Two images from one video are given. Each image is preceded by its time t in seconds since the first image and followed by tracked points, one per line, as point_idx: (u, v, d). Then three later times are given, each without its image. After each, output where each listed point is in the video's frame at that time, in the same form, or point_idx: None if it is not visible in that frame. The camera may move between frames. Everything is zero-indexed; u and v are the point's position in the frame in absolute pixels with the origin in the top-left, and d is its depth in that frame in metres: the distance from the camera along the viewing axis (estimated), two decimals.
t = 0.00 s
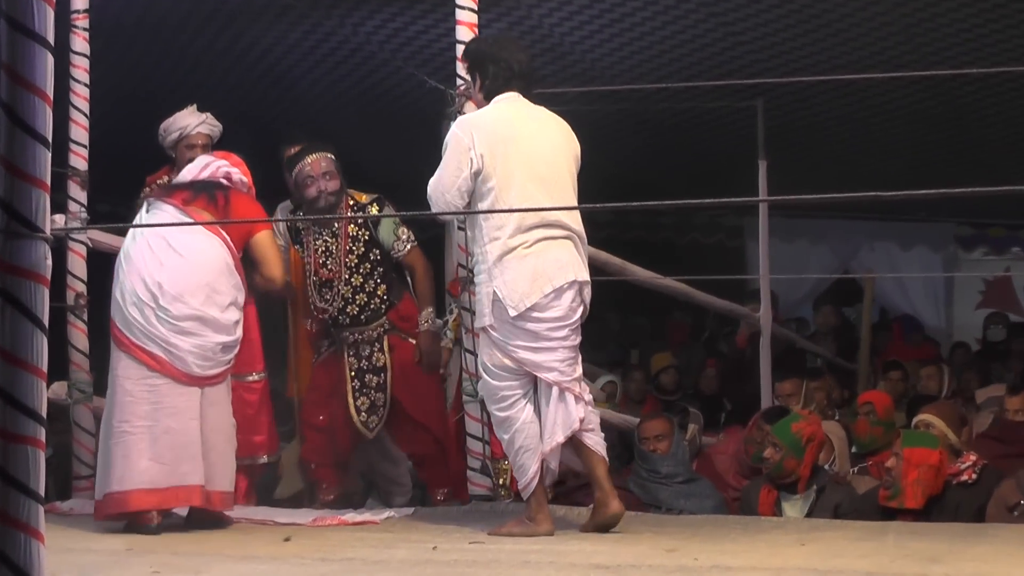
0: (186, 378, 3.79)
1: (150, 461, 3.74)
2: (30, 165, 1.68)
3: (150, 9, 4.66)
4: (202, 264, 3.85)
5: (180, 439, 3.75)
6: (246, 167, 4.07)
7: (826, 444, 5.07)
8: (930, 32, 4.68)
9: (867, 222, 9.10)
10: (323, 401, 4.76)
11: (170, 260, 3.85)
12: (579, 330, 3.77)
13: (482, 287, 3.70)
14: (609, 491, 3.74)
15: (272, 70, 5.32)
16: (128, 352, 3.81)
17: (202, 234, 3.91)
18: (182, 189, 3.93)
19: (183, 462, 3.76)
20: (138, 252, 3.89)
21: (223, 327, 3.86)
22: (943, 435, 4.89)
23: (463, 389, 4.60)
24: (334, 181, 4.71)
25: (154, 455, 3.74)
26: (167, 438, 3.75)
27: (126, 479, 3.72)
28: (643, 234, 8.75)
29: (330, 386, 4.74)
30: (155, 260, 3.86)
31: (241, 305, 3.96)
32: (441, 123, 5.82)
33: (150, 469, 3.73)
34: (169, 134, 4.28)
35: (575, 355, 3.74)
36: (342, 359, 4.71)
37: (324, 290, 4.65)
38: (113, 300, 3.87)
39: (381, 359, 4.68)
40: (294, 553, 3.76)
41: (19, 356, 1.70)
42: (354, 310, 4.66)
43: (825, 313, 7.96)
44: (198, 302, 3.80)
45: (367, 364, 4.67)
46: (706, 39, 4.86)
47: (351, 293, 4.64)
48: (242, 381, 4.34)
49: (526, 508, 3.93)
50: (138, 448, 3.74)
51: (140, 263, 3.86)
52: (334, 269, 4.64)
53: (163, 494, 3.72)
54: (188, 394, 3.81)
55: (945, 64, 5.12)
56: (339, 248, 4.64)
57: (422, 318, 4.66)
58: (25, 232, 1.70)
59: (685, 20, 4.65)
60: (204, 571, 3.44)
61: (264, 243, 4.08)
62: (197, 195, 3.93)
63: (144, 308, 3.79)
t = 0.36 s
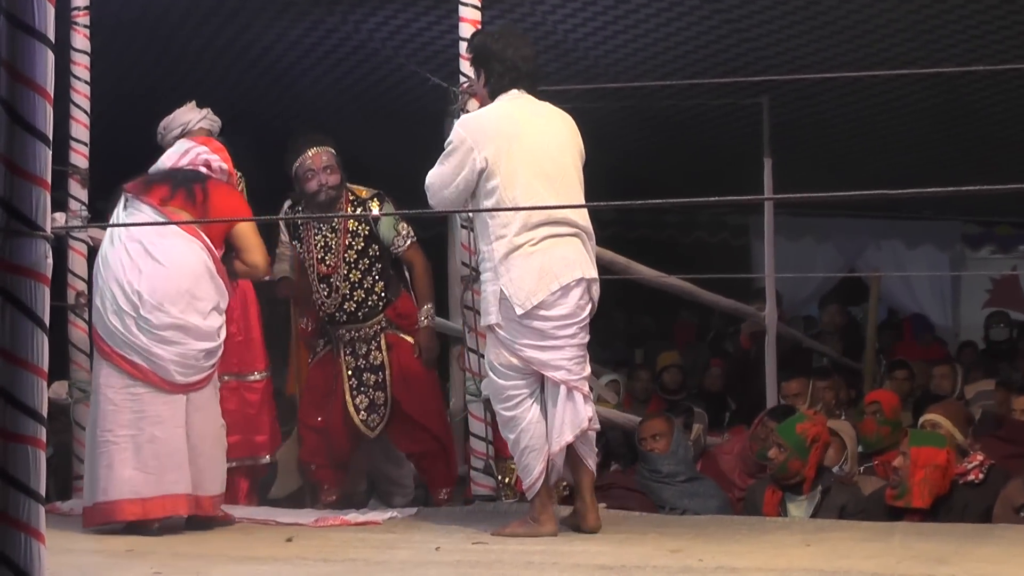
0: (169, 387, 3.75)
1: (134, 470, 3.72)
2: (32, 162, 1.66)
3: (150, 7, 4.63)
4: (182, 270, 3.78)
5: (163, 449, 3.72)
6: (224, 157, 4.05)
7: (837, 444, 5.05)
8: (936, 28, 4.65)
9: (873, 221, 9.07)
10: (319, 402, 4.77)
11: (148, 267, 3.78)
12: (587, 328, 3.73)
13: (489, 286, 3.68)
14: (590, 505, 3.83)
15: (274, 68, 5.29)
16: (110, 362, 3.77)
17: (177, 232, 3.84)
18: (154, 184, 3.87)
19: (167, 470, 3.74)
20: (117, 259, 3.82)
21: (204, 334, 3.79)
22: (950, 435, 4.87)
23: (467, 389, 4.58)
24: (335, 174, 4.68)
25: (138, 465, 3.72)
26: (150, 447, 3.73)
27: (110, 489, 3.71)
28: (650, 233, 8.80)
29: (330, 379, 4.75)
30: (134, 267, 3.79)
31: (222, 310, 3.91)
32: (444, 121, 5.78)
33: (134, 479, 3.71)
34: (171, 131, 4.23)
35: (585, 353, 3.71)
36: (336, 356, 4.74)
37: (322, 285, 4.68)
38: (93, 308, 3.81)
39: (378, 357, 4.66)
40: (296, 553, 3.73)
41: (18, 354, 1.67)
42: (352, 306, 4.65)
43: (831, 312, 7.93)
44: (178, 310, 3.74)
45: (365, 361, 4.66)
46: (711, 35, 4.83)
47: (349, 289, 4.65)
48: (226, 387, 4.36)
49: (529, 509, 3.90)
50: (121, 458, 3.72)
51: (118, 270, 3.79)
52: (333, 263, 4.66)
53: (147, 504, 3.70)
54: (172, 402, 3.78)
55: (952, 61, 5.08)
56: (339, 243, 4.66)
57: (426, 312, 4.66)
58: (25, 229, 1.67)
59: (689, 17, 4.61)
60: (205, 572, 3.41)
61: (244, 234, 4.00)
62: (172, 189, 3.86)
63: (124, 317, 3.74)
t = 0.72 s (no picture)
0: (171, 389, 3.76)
1: (138, 472, 3.74)
2: (39, 159, 1.60)
3: (156, 6, 4.63)
4: (181, 273, 3.76)
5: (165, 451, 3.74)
6: (214, 133, 4.01)
7: (843, 444, 5.03)
8: (942, 27, 4.65)
9: (878, 219, 9.06)
10: (318, 401, 4.80)
11: (145, 272, 3.73)
12: (601, 325, 3.73)
13: (504, 283, 3.68)
14: (596, 508, 3.84)
15: (280, 67, 5.29)
16: (110, 366, 3.76)
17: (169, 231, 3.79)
18: (140, 176, 3.77)
19: (171, 472, 3.77)
20: (112, 262, 3.77)
21: (204, 336, 3.79)
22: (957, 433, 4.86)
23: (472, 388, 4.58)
24: (339, 171, 4.68)
25: (141, 467, 3.74)
26: (153, 450, 3.75)
27: (114, 492, 3.73)
28: (656, 232, 8.80)
29: (331, 377, 4.78)
30: (130, 271, 3.75)
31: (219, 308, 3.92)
32: (450, 120, 5.79)
33: (139, 481, 3.74)
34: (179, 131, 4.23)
35: (599, 351, 3.71)
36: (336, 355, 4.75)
37: (325, 282, 4.69)
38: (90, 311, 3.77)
39: (379, 356, 4.67)
40: (302, 552, 3.72)
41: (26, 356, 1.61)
42: (353, 303, 4.67)
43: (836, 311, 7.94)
44: (178, 314, 3.73)
45: (365, 360, 4.67)
46: (717, 34, 4.82)
47: (350, 286, 4.66)
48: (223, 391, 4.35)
49: (537, 507, 3.89)
50: (124, 461, 3.74)
51: (114, 274, 3.74)
52: (335, 261, 4.68)
53: (150, 506, 3.72)
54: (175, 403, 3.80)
55: (958, 59, 5.08)
56: (342, 240, 4.69)
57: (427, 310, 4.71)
58: (35, 227, 1.62)
59: (696, 15, 4.61)
60: (213, 571, 3.40)
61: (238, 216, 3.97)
62: (161, 180, 3.78)
63: (123, 323, 3.71)
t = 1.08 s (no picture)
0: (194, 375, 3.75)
1: (162, 458, 3.76)
2: (42, 159, 1.70)
3: (158, 3, 4.64)
4: (203, 262, 3.76)
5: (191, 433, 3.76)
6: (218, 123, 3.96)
7: (847, 442, 5.04)
8: (944, 25, 4.65)
9: (881, 217, 9.06)
10: (318, 399, 4.78)
11: (168, 259, 3.74)
12: (609, 322, 3.73)
13: (515, 280, 3.70)
14: (597, 505, 3.84)
15: (283, 65, 5.29)
16: (133, 353, 3.77)
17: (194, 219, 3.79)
18: (155, 166, 3.80)
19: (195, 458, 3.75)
20: (133, 250, 3.77)
21: (228, 322, 3.79)
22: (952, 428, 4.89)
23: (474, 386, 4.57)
24: (342, 168, 4.67)
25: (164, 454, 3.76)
26: (176, 436, 3.76)
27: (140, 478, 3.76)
28: (658, 229, 8.79)
29: (332, 377, 4.76)
30: (152, 259, 3.75)
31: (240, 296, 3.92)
32: (453, 117, 5.79)
33: (163, 468, 3.76)
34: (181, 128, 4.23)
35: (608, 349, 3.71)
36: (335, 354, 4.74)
37: (326, 279, 4.69)
38: (112, 299, 3.78)
39: (380, 353, 4.68)
40: (305, 550, 3.72)
41: (29, 353, 1.71)
42: (354, 300, 4.67)
43: (838, 309, 7.95)
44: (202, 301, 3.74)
45: (366, 357, 4.68)
46: (719, 32, 4.83)
47: (351, 283, 4.66)
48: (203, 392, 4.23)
49: (540, 505, 3.88)
50: (148, 448, 3.75)
51: (137, 263, 3.75)
52: (337, 257, 4.67)
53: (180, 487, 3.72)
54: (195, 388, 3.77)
55: (960, 57, 5.08)
56: (343, 237, 4.68)
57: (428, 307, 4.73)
58: (36, 226, 1.71)
59: (698, 13, 4.61)
60: (216, 568, 3.41)
61: (250, 202, 3.89)
62: (177, 168, 3.81)
63: (146, 310, 3.71)
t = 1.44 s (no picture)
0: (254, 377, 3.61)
1: (219, 465, 3.59)
2: (42, 155, 1.68)
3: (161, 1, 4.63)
4: (264, 260, 3.65)
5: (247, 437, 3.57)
6: (253, 125, 3.83)
7: (847, 438, 5.09)
8: (946, 23, 4.65)
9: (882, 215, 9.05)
10: (320, 396, 4.76)
11: (228, 257, 3.61)
12: (613, 320, 3.74)
13: (518, 278, 3.69)
14: (599, 504, 3.84)
15: (285, 62, 5.29)
16: (189, 354, 3.62)
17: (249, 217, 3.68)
18: (201, 166, 3.68)
19: (253, 461, 3.57)
20: (190, 246, 3.62)
21: (287, 323, 3.67)
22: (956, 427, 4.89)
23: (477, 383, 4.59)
24: (343, 165, 4.66)
25: (220, 459, 3.59)
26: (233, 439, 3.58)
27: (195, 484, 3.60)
28: (661, 228, 8.89)
29: (329, 377, 4.75)
30: (210, 256, 3.62)
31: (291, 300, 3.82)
32: (454, 115, 5.78)
33: (219, 474, 3.58)
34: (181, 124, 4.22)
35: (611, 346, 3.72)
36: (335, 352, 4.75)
37: (326, 277, 4.68)
38: (169, 299, 3.62)
39: (379, 352, 4.71)
40: (308, 548, 3.72)
41: (31, 352, 1.69)
42: (355, 298, 4.68)
43: (840, 307, 7.94)
44: (264, 301, 3.62)
45: (366, 356, 4.71)
46: (722, 30, 4.83)
47: (352, 282, 4.66)
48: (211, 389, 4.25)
49: (543, 502, 3.87)
50: (204, 452, 3.59)
51: (195, 261, 3.61)
52: (337, 255, 4.66)
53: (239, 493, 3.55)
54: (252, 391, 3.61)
55: (963, 55, 5.07)
56: (344, 234, 4.68)
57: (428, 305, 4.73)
58: (37, 224, 1.69)
59: (700, 11, 4.61)
60: (219, 566, 3.40)
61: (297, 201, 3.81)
62: (225, 168, 3.69)
63: (208, 308, 3.57)
